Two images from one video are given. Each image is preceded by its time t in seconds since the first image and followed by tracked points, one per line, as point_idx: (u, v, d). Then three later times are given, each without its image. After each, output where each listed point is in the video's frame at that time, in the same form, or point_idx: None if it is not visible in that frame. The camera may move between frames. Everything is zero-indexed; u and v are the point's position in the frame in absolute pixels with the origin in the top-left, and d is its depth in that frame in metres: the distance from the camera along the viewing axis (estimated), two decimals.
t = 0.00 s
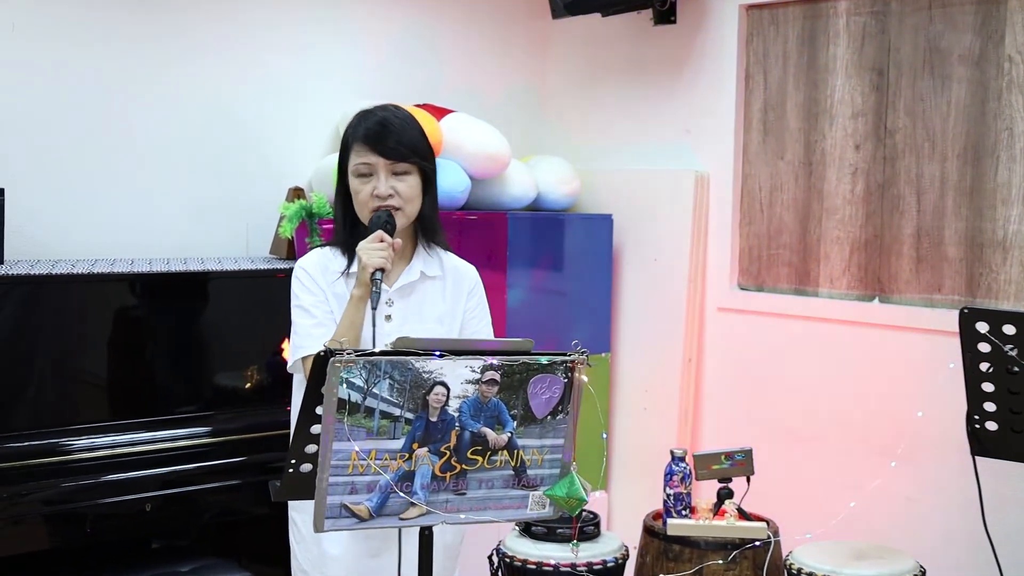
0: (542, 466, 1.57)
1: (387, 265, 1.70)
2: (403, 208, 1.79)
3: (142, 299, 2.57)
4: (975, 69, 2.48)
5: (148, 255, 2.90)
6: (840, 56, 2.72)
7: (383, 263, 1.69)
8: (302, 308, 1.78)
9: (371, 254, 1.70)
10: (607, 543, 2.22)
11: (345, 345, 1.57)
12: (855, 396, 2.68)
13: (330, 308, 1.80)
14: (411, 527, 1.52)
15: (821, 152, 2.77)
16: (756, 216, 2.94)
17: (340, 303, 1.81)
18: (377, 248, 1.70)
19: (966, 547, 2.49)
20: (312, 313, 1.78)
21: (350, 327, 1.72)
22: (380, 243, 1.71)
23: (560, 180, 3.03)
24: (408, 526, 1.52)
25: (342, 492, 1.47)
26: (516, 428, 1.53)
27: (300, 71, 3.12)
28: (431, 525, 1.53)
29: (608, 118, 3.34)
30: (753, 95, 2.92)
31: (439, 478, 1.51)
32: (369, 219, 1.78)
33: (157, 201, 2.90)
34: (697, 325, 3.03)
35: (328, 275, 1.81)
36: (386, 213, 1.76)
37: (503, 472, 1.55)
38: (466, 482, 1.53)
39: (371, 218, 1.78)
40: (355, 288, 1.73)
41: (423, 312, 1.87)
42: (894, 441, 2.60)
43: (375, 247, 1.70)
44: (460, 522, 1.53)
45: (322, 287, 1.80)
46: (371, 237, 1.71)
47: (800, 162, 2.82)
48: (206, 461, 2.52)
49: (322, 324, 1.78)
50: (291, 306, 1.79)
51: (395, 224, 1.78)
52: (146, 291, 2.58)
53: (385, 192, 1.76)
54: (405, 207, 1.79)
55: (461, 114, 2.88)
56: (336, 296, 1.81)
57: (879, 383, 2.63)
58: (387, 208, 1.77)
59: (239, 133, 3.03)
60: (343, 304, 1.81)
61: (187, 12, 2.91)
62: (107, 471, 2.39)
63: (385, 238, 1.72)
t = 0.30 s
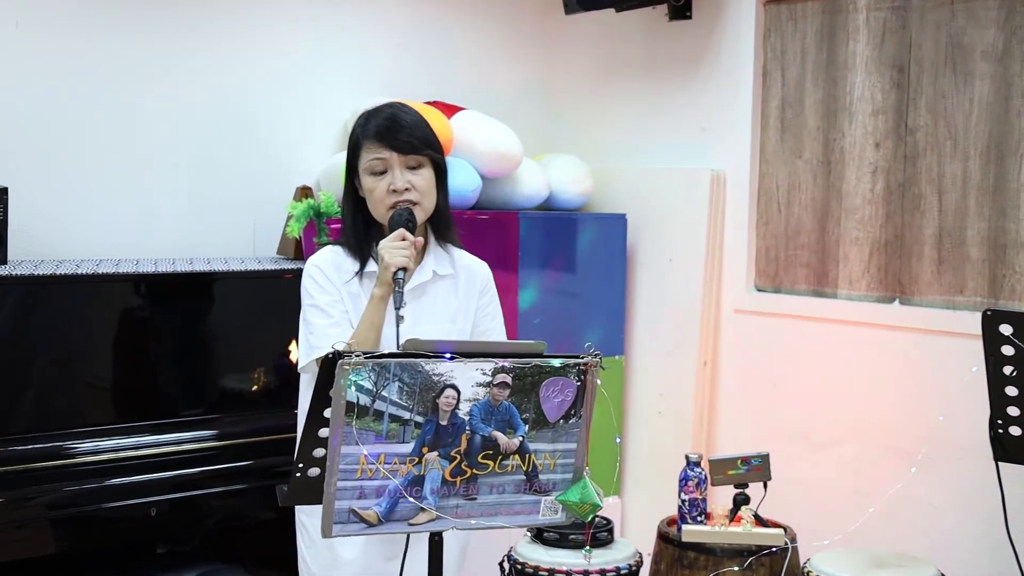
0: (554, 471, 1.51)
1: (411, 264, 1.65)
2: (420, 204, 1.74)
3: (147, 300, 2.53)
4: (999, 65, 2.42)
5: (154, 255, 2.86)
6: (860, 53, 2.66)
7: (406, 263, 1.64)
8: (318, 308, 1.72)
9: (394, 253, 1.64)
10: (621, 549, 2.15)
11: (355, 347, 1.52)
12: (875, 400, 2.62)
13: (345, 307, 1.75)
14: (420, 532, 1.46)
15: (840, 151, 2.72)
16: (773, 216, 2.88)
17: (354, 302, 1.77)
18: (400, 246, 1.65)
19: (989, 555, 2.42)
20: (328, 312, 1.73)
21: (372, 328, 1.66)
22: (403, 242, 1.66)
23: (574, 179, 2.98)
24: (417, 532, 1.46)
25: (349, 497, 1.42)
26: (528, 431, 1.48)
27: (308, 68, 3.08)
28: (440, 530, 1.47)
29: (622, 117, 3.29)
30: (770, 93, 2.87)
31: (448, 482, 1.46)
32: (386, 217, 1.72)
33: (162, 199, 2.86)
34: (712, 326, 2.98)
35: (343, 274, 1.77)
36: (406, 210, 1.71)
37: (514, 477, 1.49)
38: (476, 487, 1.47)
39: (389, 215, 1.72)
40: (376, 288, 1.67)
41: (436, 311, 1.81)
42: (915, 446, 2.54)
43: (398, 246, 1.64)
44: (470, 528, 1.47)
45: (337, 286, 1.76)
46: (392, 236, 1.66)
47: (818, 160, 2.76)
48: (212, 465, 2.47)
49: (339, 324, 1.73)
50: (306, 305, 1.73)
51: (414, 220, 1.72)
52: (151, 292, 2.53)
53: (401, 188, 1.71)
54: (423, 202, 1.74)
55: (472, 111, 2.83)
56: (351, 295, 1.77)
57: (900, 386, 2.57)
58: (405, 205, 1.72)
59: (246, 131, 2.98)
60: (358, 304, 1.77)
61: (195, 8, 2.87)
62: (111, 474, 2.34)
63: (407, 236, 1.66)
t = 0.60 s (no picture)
0: (564, 474, 1.46)
1: (427, 263, 1.61)
2: (435, 203, 1.70)
3: (151, 300, 2.50)
4: (1018, 62, 2.37)
5: (159, 254, 2.83)
6: (875, 49, 2.62)
7: (422, 262, 1.60)
8: (331, 307, 1.68)
9: (408, 252, 1.60)
10: (632, 554, 2.09)
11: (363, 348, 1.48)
12: (891, 403, 2.58)
13: (357, 307, 1.72)
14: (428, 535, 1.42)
15: (855, 149, 2.68)
16: (787, 215, 2.84)
17: (366, 302, 1.73)
18: (414, 245, 1.61)
19: (1007, 561, 2.38)
20: (341, 312, 1.69)
21: (387, 328, 1.62)
22: (417, 241, 1.62)
23: (584, 178, 2.94)
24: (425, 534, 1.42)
25: (356, 501, 1.38)
26: (538, 434, 1.43)
27: (314, 65, 3.05)
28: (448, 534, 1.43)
29: (633, 115, 3.25)
30: (784, 91, 2.83)
31: (456, 485, 1.41)
32: (400, 217, 1.69)
33: (167, 198, 2.82)
34: (725, 327, 2.94)
35: (355, 273, 1.73)
36: (420, 208, 1.68)
37: (523, 479, 1.44)
38: (484, 490, 1.42)
39: (402, 214, 1.69)
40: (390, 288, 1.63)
41: (448, 313, 1.78)
42: (932, 450, 2.50)
43: (413, 245, 1.61)
44: (478, 532, 1.42)
45: (349, 286, 1.72)
46: (407, 235, 1.62)
47: (833, 159, 2.72)
48: (217, 468, 2.43)
49: (352, 324, 1.69)
50: (319, 304, 1.69)
51: (429, 220, 1.69)
52: (156, 292, 2.50)
53: (415, 187, 1.68)
54: (438, 201, 1.70)
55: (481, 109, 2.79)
56: (362, 295, 1.73)
57: (916, 388, 2.52)
58: (419, 204, 1.68)
59: (252, 129, 2.95)
60: (369, 304, 1.74)
61: (201, 6, 2.84)
62: (116, 477, 2.31)
63: (422, 235, 1.63)
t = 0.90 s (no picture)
0: (571, 475, 1.44)
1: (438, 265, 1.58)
2: (443, 207, 1.68)
3: (154, 300, 2.47)
4: None
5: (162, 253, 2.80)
6: (887, 47, 2.58)
7: (433, 264, 1.57)
8: (337, 311, 1.66)
9: (418, 254, 1.58)
10: (639, 556, 2.05)
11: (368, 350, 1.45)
12: (901, 405, 2.54)
13: (364, 312, 1.69)
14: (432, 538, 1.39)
15: (866, 148, 2.64)
16: (797, 215, 2.81)
17: (371, 305, 1.71)
18: (425, 248, 1.58)
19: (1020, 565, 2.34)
20: (347, 316, 1.66)
21: (395, 332, 1.59)
22: (427, 243, 1.59)
23: (591, 177, 2.91)
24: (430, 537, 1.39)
25: (361, 503, 1.35)
26: (544, 436, 1.40)
27: (318, 63, 3.02)
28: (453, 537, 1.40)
29: (641, 114, 3.22)
30: (794, 89, 2.80)
31: (462, 487, 1.38)
32: (408, 221, 1.66)
33: (170, 197, 2.80)
34: (733, 328, 2.91)
35: (360, 277, 1.71)
36: (428, 211, 1.65)
37: (529, 481, 1.42)
38: (490, 492, 1.40)
39: (410, 218, 1.66)
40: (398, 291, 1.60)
41: (455, 315, 1.75)
42: (943, 453, 2.46)
43: (423, 247, 1.58)
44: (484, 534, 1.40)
45: (355, 289, 1.69)
46: (416, 237, 1.59)
47: (844, 158, 2.69)
48: (219, 469, 2.40)
49: (359, 328, 1.67)
50: (324, 308, 1.66)
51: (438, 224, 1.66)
52: (158, 291, 2.48)
53: (423, 191, 1.65)
54: (446, 205, 1.68)
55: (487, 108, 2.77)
56: (368, 298, 1.71)
57: (927, 390, 2.49)
58: (427, 208, 1.66)
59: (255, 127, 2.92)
60: (376, 308, 1.72)
61: (204, 3, 2.81)
62: (117, 478, 2.28)
63: (432, 238, 1.60)
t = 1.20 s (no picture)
0: (576, 480, 1.38)
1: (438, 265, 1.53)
2: (445, 206, 1.63)
3: (151, 300, 2.42)
4: None
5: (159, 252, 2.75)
6: (899, 42, 2.53)
7: (433, 263, 1.51)
8: (336, 311, 1.61)
9: (418, 254, 1.52)
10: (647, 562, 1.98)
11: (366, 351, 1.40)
12: (913, 407, 2.49)
13: (364, 312, 1.64)
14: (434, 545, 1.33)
15: (877, 145, 2.59)
16: (806, 213, 2.76)
17: (371, 306, 1.66)
18: (425, 247, 1.53)
19: None
20: (346, 316, 1.61)
21: (394, 331, 1.54)
22: (428, 242, 1.53)
23: (596, 175, 2.87)
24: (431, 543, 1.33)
25: (361, 507, 1.29)
26: (548, 439, 1.35)
27: (319, 59, 2.98)
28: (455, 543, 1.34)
29: (647, 111, 3.17)
30: (804, 85, 2.75)
31: (464, 491, 1.33)
32: (409, 219, 1.61)
33: (167, 195, 2.75)
34: (741, 329, 2.85)
35: (360, 276, 1.66)
36: (430, 210, 1.60)
37: (534, 486, 1.36)
38: (493, 496, 1.34)
39: (411, 217, 1.61)
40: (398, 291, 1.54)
41: (458, 315, 1.70)
42: (956, 457, 2.40)
43: (424, 247, 1.52)
44: (488, 540, 1.34)
45: (354, 289, 1.64)
46: (417, 236, 1.53)
47: (855, 155, 2.64)
48: (217, 473, 2.35)
49: (358, 329, 1.61)
50: (323, 307, 1.61)
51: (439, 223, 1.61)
52: (155, 292, 2.43)
53: (425, 190, 1.60)
54: (448, 204, 1.63)
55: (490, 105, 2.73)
56: (368, 298, 1.66)
57: (939, 393, 2.43)
58: (429, 208, 1.60)
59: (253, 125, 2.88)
60: (376, 308, 1.67)
61: None
62: (113, 482, 2.23)
63: (433, 237, 1.54)
